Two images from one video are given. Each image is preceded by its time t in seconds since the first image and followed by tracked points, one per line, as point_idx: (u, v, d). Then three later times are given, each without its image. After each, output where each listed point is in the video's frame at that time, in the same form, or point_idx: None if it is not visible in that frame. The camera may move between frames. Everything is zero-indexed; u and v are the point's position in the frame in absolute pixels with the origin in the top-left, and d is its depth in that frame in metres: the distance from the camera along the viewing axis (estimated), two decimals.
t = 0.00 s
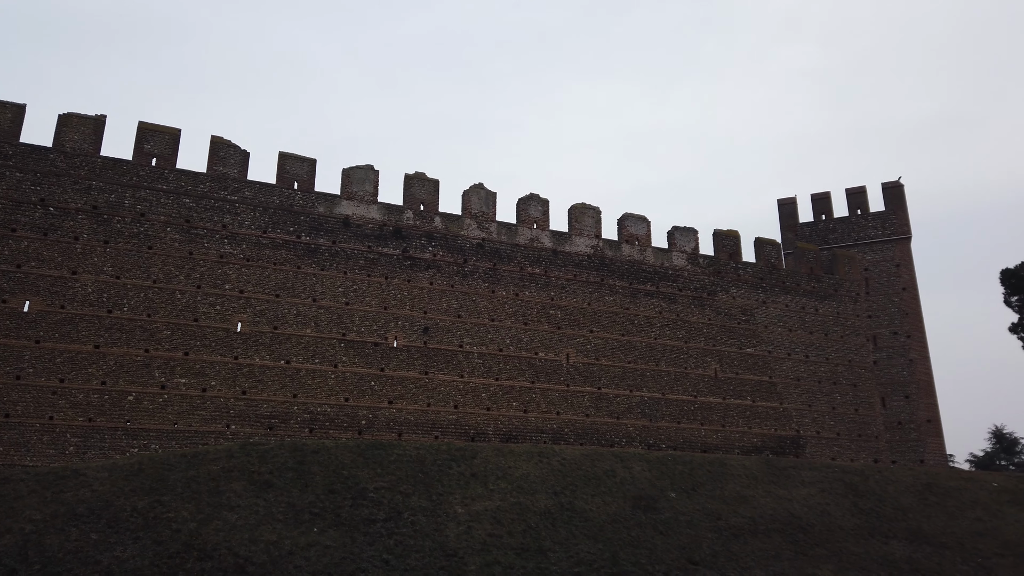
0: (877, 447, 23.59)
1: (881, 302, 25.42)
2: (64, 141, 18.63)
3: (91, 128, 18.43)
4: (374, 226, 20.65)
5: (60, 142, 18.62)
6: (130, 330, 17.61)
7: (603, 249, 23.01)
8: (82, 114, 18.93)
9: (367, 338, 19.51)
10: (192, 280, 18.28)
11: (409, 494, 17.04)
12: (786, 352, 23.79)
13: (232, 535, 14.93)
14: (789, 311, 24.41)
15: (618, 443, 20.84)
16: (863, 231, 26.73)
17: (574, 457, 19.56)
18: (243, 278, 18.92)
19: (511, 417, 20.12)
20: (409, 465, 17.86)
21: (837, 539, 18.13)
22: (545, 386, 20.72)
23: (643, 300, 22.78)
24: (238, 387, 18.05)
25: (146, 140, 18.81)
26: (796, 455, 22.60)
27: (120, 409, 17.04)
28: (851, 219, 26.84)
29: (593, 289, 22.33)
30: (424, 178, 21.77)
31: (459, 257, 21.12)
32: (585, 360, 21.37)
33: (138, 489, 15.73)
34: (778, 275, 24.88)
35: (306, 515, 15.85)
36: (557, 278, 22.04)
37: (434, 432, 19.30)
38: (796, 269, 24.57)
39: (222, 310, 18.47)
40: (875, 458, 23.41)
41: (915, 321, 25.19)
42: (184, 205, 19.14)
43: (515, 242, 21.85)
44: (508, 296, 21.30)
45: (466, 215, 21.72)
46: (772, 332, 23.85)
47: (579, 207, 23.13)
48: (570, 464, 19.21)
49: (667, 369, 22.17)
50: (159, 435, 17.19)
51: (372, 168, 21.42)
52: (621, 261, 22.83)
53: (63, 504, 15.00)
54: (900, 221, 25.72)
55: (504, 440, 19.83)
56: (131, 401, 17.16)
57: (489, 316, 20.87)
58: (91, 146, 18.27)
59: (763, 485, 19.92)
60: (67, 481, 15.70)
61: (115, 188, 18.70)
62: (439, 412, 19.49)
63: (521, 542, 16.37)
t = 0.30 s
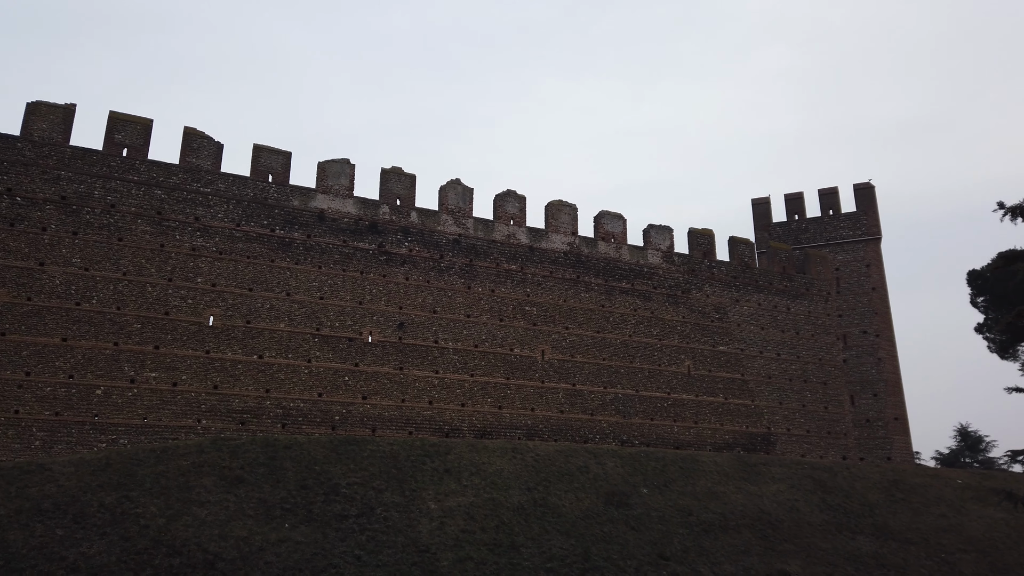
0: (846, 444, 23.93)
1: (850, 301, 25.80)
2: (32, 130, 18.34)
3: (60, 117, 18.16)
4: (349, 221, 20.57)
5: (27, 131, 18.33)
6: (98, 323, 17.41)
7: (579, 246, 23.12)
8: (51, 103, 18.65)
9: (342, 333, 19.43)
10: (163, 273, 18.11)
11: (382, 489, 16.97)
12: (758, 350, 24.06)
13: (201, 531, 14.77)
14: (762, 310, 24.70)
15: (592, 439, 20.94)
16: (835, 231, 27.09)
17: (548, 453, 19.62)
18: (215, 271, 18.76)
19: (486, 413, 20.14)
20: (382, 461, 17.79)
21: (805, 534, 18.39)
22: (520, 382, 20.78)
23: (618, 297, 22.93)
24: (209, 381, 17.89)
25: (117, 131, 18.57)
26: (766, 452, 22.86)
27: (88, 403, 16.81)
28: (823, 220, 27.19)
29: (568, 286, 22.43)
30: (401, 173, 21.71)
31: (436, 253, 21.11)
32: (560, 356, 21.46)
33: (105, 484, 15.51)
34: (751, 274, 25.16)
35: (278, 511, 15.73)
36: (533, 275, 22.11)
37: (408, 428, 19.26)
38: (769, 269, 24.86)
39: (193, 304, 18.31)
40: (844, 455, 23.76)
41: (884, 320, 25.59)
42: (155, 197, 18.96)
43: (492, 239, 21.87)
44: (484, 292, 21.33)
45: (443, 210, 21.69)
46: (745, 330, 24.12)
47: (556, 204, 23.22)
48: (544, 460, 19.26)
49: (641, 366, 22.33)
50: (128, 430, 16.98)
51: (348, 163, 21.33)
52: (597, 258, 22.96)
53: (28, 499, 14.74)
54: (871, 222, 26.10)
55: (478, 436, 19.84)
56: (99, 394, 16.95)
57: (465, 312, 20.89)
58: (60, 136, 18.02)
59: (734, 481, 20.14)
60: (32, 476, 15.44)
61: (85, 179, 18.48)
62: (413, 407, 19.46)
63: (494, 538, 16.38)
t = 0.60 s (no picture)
0: (810, 441, 24.31)
1: (815, 300, 26.20)
2: None
3: (23, 100, 17.80)
4: (320, 212, 20.43)
5: None
6: (61, 311, 17.13)
7: (551, 241, 23.21)
8: (13, 86, 18.27)
9: (311, 325, 19.30)
10: (128, 262, 17.86)
11: (350, 482, 16.88)
12: (725, 347, 24.36)
13: (164, 523, 14.56)
14: (730, 307, 24.99)
15: (561, 434, 21.05)
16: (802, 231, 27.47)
17: (517, 447, 19.67)
18: (182, 260, 18.53)
19: (455, 407, 20.14)
20: (351, 454, 17.70)
21: (768, 528, 18.68)
22: (490, 376, 20.82)
23: (589, 293, 23.07)
24: (174, 372, 17.67)
25: (82, 115, 18.26)
26: (732, 448, 23.14)
27: (49, 393, 16.51)
28: (792, 220, 27.56)
29: (540, 281, 22.51)
30: (374, 165, 21.60)
31: (407, 245, 21.05)
32: (531, 351, 21.54)
33: (66, 475, 15.22)
34: (720, 272, 25.44)
35: (243, 503, 15.56)
36: (505, 269, 22.15)
37: (377, 421, 19.20)
38: (737, 267, 25.17)
39: (159, 293, 18.07)
40: (808, 451, 24.13)
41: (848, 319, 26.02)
42: (121, 184, 18.69)
43: (464, 232, 21.86)
44: (456, 286, 21.32)
45: (415, 203, 21.62)
46: (714, 327, 24.40)
47: (529, 200, 23.27)
48: (512, 454, 19.31)
49: (610, 361, 22.48)
50: (90, 420, 16.71)
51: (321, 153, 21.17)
52: (568, 254, 23.07)
53: None
54: (837, 223, 26.49)
55: (448, 430, 19.84)
56: (60, 384, 16.66)
57: (436, 306, 20.87)
58: (23, 119, 17.68)
59: (700, 476, 20.39)
60: None
61: (48, 164, 18.17)
62: (383, 401, 19.40)
63: (461, 531, 16.38)
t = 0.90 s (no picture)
0: (781, 438, 24.65)
1: (788, 300, 26.48)
2: None
3: None
4: (296, 204, 20.26)
5: None
6: (29, 301, 16.85)
7: (528, 237, 23.23)
8: None
9: (286, 318, 19.15)
10: (98, 252, 17.60)
11: (323, 477, 16.77)
12: (699, 345, 24.55)
13: (133, 517, 14.36)
14: (704, 305, 25.18)
15: (536, 430, 21.11)
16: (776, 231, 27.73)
17: (492, 443, 19.68)
18: (154, 251, 18.30)
19: (430, 402, 20.11)
20: (324, 449, 17.60)
21: (739, 524, 18.88)
22: (466, 371, 20.81)
23: (565, 289, 23.13)
24: (145, 363, 17.44)
25: (52, 102, 17.94)
26: (704, 444, 23.36)
27: (16, 384, 16.23)
28: (766, 219, 27.81)
29: (516, 276, 22.52)
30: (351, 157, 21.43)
31: (384, 239, 20.95)
32: (507, 347, 21.56)
33: (32, 467, 14.96)
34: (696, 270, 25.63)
35: (214, 497, 15.39)
36: (482, 265, 22.13)
37: (351, 416, 19.11)
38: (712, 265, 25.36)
39: (130, 284, 17.83)
40: (779, 448, 24.46)
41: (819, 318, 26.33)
42: (92, 172, 18.42)
43: (441, 227, 21.79)
44: (432, 281, 21.26)
45: (393, 197, 21.51)
46: (688, 325, 24.59)
47: (507, 196, 23.23)
48: (487, 450, 19.31)
49: (586, 358, 22.55)
50: (58, 412, 16.45)
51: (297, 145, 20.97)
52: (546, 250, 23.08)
53: None
54: (811, 223, 26.76)
55: (423, 425, 19.80)
56: (27, 375, 16.38)
57: (413, 300, 20.82)
58: None
59: (673, 472, 20.56)
60: None
61: (17, 151, 17.85)
62: (357, 395, 19.31)
63: (434, 526, 16.35)
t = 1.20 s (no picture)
0: (762, 431, 24.88)
1: (770, 294, 26.64)
2: None
3: None
4: (279, 195, 20.12)
5: None
6: (6, 290, 16.64)
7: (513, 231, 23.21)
8: None
9: (268, 310, 19.04)
10: (78, 241, 17.41)
11: (305, 469, 16.71)
12: (681, 338, 24.67)
13: (112, 508, 14.25)
14: (687, 300, 25.25)
15: (519, 422, 21.17)
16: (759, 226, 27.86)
17: (475, 435, 19.69)
18: (134, 240, 18.13)
19: (414, 394, 20.09)
20: (307, 441, 17.53)
21: (719, 517, 19.03)
22: (450, 364, 20.81)
23: (549, 283, 23.16)
24: (125, 354, 17.28)
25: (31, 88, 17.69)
26: (686, 438, 23.51)
27: None
28: (750, 214, 27.92)
29: (501, 269, 22.51)
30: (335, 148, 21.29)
31: (368, 231, 20.86)
32: (491, 340, 21.58)
33: (10, 458, 14.80)
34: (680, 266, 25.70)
35: (194, 489, 15.29)
36: (466, 258, 22.10)
37: (334, 408, 19.06)
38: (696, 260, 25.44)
39: (110, 274, 17.66)
40: (760, 442, 24.68)
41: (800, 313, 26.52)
42: (72, 160, 18.21)
43: (426, 220, 21.72)
44: (417, 273, 21.20)
45: (377, 189, 21.40)
46: (671, 320, 24.71)
47: (492, 189, 23.15)
48: (470, 442, 19.32)
49: (570, 351, 22.60)
50: (36, 402, 16.28)
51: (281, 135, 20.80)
52: (530, 243, 23.06)
53: None
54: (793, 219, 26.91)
55: (406, 417, 19.78)
56: (4, 365, 16.19)
57: (397, 293, 20.78)
58: None
59: (655, 465, 20.69)
60: None
61: None
62: (340, 387, 19.25)
63: (417, 519, 16.34)
